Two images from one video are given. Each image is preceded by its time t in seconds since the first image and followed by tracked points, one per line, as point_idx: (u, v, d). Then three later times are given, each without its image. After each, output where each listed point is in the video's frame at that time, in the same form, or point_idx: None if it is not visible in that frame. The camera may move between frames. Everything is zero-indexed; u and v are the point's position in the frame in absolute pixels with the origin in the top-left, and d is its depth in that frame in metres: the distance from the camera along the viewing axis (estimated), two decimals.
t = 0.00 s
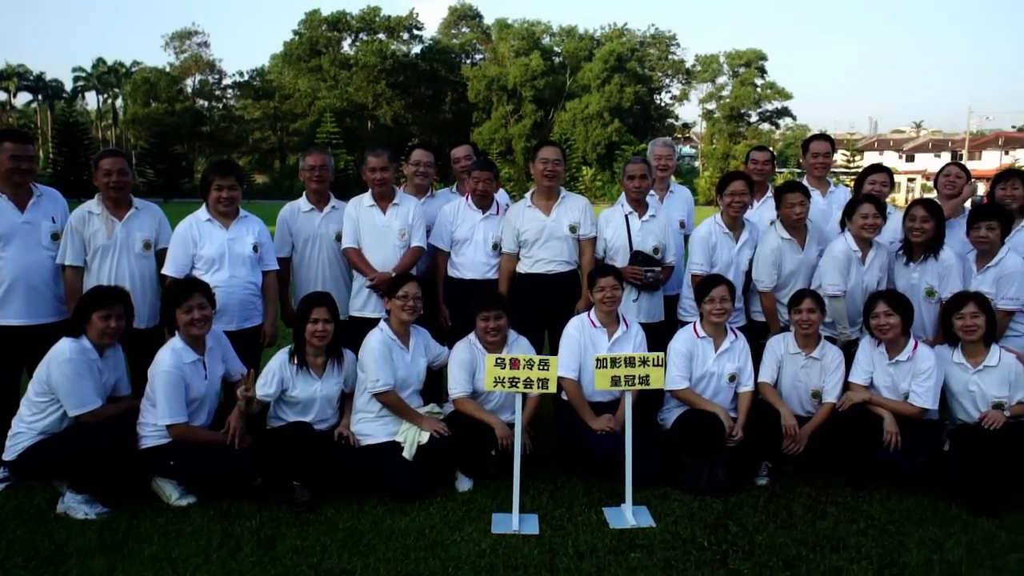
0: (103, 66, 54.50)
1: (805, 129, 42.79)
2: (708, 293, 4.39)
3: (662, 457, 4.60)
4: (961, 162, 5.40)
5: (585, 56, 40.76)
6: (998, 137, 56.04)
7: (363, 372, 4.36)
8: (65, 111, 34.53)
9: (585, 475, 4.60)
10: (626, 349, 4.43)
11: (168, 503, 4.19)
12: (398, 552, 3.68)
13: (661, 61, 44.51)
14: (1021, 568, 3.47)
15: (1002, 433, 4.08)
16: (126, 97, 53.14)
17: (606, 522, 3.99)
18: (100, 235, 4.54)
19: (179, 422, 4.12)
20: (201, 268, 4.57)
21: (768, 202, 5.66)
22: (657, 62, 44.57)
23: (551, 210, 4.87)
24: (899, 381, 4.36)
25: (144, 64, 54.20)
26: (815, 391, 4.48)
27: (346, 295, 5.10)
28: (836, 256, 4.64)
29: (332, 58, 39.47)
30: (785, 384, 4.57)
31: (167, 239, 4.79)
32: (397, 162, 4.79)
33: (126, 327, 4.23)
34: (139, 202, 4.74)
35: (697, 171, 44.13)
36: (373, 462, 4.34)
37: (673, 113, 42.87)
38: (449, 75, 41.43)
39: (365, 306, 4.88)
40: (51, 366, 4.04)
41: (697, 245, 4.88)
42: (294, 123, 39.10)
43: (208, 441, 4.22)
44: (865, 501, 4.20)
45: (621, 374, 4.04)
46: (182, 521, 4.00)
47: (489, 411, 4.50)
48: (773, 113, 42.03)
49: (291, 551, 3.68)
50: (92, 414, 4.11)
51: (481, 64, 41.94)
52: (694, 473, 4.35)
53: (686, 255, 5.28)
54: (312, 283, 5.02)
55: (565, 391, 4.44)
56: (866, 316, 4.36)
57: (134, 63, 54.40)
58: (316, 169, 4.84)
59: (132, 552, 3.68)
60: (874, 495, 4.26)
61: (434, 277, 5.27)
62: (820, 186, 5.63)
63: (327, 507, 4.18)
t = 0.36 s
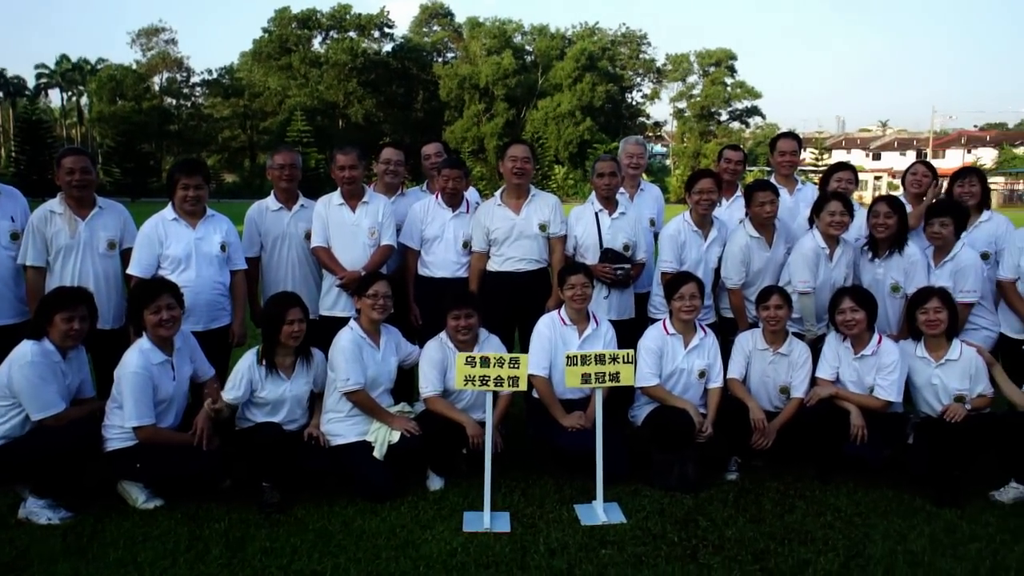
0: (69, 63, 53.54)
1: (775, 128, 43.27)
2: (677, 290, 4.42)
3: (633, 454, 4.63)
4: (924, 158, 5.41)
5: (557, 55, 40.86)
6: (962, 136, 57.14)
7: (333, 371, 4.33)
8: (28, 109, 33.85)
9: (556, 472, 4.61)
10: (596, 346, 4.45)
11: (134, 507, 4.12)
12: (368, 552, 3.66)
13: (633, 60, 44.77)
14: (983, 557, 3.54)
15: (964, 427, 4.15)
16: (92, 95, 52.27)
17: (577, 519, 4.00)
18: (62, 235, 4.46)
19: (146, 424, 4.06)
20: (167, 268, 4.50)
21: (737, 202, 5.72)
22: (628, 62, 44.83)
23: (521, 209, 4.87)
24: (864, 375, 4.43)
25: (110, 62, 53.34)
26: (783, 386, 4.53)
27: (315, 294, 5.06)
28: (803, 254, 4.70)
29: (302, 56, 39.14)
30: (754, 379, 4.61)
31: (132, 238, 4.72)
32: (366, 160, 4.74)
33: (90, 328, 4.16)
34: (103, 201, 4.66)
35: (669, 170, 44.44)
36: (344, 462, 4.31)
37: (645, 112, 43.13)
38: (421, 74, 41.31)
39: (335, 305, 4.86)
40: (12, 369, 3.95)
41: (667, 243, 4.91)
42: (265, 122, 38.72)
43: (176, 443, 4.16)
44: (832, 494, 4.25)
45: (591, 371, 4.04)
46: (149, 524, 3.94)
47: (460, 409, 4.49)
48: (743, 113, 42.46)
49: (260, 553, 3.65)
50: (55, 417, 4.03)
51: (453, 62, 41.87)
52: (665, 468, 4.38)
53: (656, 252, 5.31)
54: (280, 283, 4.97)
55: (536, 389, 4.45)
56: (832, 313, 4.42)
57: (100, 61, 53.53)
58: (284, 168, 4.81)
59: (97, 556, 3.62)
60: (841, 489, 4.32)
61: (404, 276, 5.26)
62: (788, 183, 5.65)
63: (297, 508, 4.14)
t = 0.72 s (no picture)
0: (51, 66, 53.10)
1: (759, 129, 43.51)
2: (664, 291, 4.42)
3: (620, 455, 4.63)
4: (900, 158, 5.33)
5: (542, 57, 40.90)
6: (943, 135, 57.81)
7: (318, 375, 4.31)
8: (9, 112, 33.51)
9: (543, 474, 4.61)
10: (582, 348, 4.45)
11: (118, 514, 4.08)
12: (355, 556, 3.64)
13: (618, 62, 44.93)
14: (967, 554, 3.57)
15: (947, 425, 4.19)
16: (74, 98, 51.85)
17: (564, 521, 4.00)
18: (44, 239, 4.42)
19: (129, 430, 4.03)
20: (150, 273, 4.47)
21: (721, 202, 5.73)
22: (613, 63, 44.95)
23: (505, 211, 4.87)
24: (849, 374, 4.45)
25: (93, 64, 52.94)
26: (769, 386, 4.55)
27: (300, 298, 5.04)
28: (788, 255, 4.72)
29: (287, 58, 38.99)
30: (739, 380, 4.63)
31: (115, 243, 4.69)
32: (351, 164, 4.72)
33: (72, 334, 4.12)
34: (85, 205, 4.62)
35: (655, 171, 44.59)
36: (330, 466, 4.28)
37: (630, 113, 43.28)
38: (406, 76, 41.26)
39: (320, 309, 4.84)
40: None
41: (652, 244, 4.92)
42: (250, 124, 38.53)
43: (160, 448, 4.13)
44: (818, 493, 4.27)
45: (577, 373, 4.04)
46: (133, 530, 3.91)
47: (447, 412, 4.48)
48: (728, 114, 42.66)
49: (246, 559, 3.62)
50: (36, 424, 3.99)
51: (438, 64, 41.84)
52: (652, 469, 4.39)
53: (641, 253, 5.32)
54: (265, 286, 4.94)
55: (523, 390, 4.44)
56: (816, 313, 4.44)
57: (82, 63, 53.13)
58: (268, 171, 4.79)
59: (80, 563, 3.58)
60: (826, 488, 4.34)
61: (390, 279, 5.25)
62: (771, 184, 5.71)
63: (283, 513, 4.12)
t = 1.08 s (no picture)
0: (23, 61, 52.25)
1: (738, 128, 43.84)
2: (642, 288, 4.44)
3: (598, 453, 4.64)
4: (871, 157, 5.41)
5: (522, 54, 40.90)
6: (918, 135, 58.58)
7: (295, 373, 4.28)
8: None
9: (521, 472, 4.61)
10: (561, 345, 4.46)
11: (91, 514, 4.02)
12: (332, 555, 3.63)
13: (597, 60, 45.07)
14: (938, 548, 3.62)
15: (920, 420, 4.28)
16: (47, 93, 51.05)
17: (542, 519, 4.01)
18: (15, 236, 4.35)
19: (103, 430, 3.97)
20: (124, 270, 4.42)
21: (698, 200, 5.76)
22: (593, 62, 45.01)
23: (484, 209, 4.86)
24: (824, 371, 4.50)
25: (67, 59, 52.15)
26: (746, 383, 4.59)
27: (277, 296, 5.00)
28: (764, 253, 4.76)
29: (265, 54, 38.70)
30: (717, 377, 4.66)
31: (87, 239, 4.63)
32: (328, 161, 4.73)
33: (44, 332, 4.06)
34: (56, 201, 4.56)
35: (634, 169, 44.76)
36: (307, 465, 4.26)
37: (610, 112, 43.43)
38: (385, 73, 41.07)
39: (297, 307, 4.81)
40: None
41: (629, 243, 4.94)
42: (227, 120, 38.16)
43: (134, 448, 4.08)
44: (794, 489, 4.31)
45: (555, 370, 4.03)
46: (107, 531, 3.86)
47: (424, 410, 4.47)
48: (707, 113, 42.93)
49: (222, 558, 3.59)
50: (6, 424, 3.92)
51: (418, 62, 41.70)
52: (630, 466, 4.40)
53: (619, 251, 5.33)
54: (241, 284, 4.90)
55: (502, 388, 4.44)
56: (792, 310, 4.49)
57: (56, 58, 52.33)
58: (243, 167, 4.75)
59: (52, 564, 3.53)
60: (802, 484, 4.38)
61: (368, 276, 5.23)
62: (747, 183, 5.76)
63: (259, 512, 4.09)
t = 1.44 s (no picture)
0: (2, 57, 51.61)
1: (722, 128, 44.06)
2: (625, 286, 4.45)
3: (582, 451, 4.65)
4: (853, 156, 5.47)
5: (507, 53, 40.91)
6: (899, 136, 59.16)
7: (278, 372, 4.26)
8: None
9: (505, 470, 4.61)
10: (544, 343, 4.47)
11: (71, 514, 3.98)
12: (315, 554, 3.61)
13: (582, 59, 45.18)
14: (917, 543, 3.66)
15: (900, 418, 4.32)
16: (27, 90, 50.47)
17: (526, 517, 4.01)
18: None
19: (83, 429, 3.93)
20: (105, 268, 4.38)
21: (682, 199, 5.78)
22: (578, 62, 45.20)
23: (468, 206, 4.86)
24: (806, 369, 4.53)
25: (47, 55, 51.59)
26: (728, 381, 4.62)
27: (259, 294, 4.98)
28: (747, 251, 4.79)
29: (248, 52, 38.48)
30: (699, 375, 4.69)
31: (67, 237, 4.58)
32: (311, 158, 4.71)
33: (23, 330, 4.01)
34: (35, 198, 4.51)
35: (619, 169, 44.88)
36: (290, 464, 4.24)
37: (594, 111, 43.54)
38: (370, 71, 40.93)
39: (280, 305, 4.79)
40: None
41: (612, 241, 4.96)
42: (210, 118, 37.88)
43: (114, 447, 4.04)
44: (776, 486, 4.34)
45: (539, 368, 4.04)
46: (86, 531, 3.82)
47: (408, 408, 4.47)
48: (691, 113, 43.12)
49: (203, 558, 3.57)
50: None
51: (402, 60, 41.60)
52: (614, 464, 4.41)
53: (603, 250, 5.35)
54: (223, 282, 4.87)
55: (485, 386, 4.44)
56: (773, 308, 4.52)
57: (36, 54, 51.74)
58: (225, 165, 4.72)
59: (31, 565, 3.49)
60: (784, 481, 4.41)
61: (351, 274, 5.21)
62: (730, 182, 5.79)
63: (241, 511, 4.06)
